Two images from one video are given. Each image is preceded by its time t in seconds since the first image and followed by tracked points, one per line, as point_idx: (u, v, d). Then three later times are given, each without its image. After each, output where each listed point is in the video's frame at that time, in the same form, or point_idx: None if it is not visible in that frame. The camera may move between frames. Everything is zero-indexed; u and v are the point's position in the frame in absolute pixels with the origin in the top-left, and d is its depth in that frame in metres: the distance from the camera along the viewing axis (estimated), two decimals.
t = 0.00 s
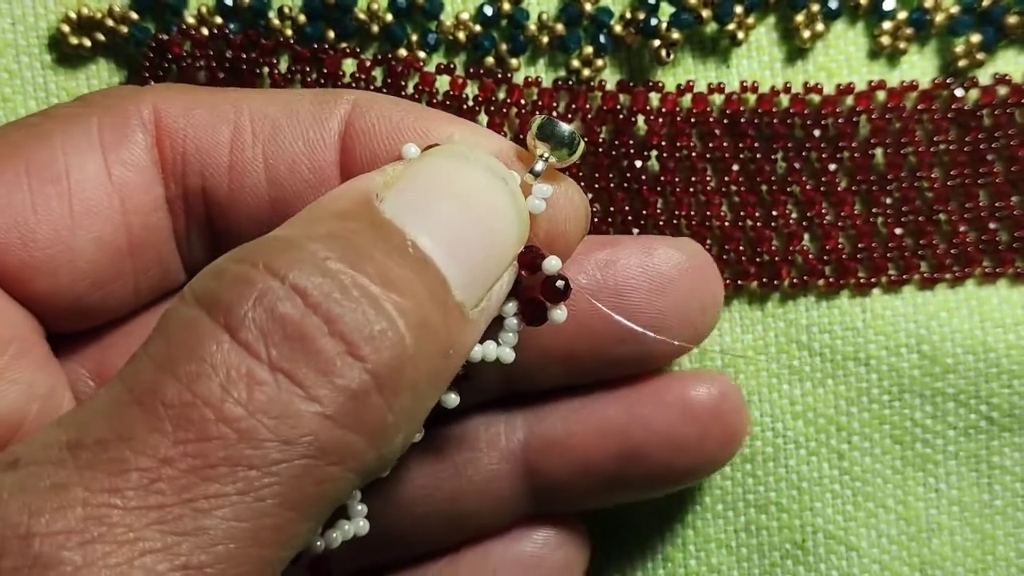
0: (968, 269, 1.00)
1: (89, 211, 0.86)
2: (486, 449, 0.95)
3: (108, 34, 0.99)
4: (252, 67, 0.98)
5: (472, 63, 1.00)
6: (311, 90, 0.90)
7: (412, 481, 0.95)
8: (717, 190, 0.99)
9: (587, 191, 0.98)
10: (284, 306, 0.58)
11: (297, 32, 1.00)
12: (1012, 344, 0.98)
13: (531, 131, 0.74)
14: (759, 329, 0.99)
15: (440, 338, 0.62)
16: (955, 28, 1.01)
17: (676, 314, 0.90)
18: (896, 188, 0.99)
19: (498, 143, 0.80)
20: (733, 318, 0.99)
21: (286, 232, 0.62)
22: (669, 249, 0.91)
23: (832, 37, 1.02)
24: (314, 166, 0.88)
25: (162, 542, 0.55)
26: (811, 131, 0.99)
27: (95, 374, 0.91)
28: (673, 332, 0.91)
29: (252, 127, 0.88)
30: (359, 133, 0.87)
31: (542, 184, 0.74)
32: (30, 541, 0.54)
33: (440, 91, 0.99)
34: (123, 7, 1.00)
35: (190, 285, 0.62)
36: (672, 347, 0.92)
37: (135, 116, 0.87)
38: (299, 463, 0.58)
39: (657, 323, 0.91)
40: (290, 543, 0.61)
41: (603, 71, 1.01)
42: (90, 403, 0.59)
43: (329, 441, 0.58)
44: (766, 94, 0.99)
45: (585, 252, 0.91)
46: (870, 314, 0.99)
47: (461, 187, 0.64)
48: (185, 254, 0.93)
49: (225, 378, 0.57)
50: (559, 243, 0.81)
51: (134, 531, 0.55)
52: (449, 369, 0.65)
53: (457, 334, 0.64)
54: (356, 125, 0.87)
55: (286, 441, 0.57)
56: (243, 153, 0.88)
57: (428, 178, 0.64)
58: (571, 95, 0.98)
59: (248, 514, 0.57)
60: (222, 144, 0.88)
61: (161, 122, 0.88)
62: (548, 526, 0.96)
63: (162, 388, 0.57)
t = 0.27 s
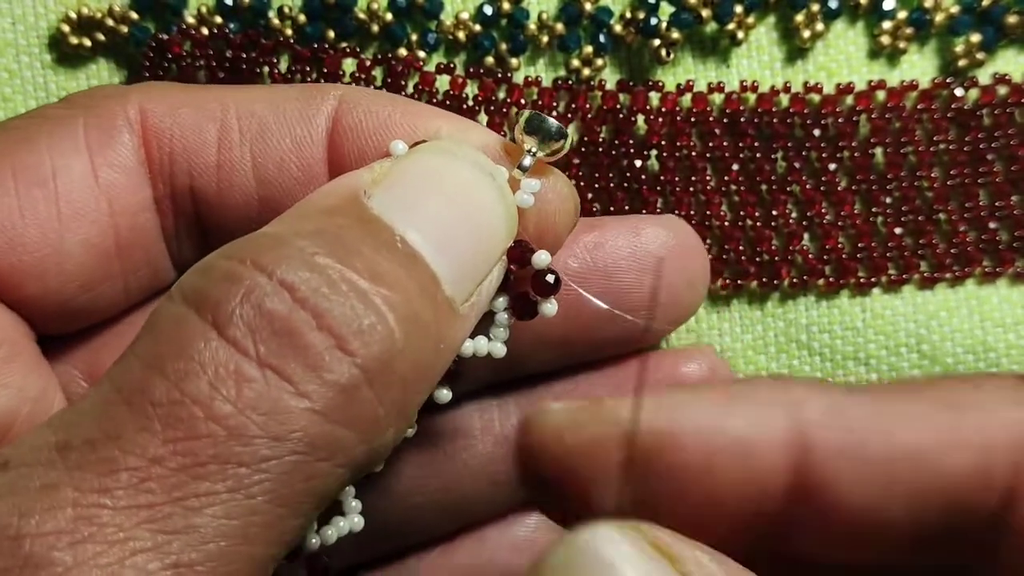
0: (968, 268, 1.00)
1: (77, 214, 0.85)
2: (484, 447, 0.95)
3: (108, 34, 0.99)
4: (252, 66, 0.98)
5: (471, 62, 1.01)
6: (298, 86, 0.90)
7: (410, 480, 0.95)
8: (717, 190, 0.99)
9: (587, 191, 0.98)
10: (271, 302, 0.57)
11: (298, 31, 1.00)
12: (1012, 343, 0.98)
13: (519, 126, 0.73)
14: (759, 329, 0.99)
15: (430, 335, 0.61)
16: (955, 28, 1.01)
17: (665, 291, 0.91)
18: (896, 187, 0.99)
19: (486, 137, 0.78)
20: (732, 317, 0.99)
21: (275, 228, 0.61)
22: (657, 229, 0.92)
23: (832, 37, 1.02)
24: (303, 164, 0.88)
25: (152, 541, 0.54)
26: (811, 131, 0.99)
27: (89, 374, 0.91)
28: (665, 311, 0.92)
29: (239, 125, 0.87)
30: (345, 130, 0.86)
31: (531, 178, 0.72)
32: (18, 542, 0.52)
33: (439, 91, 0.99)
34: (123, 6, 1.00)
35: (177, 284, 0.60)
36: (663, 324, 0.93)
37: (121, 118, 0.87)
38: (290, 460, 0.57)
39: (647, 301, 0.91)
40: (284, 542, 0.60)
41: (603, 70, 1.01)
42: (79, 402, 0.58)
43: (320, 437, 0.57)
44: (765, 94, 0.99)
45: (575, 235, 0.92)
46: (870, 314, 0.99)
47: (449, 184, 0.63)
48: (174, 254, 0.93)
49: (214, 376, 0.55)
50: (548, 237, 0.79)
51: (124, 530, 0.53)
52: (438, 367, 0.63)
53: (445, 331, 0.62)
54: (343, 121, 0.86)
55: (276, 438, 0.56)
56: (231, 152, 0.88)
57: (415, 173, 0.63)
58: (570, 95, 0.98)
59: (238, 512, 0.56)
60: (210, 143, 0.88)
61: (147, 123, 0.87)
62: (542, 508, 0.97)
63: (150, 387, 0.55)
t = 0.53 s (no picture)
0: (967, 269, 1.00)
1: (71, 217, 0.85)
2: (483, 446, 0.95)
3: (108, 34, 0.99)
4: (252, 66, 0.98)
5: (471, 63, 1.01)
6: (292, 85, 0.89)
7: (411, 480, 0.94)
8: (716, 190, 0.99)
9: (586, 191, 0.98)
10: (267, 302, 0.56)
11: (297, 31, 1.00)
12: (1012, 344, 0.98)
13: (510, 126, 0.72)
14: (758, 329, 0.99)
15: (428, 337, 0.60)
16: (955, 28, 1.01)
17: (659, 283, 0.91)
18: (896, 188, 0.99)
19: (480, 136, 0.78)
20: (732, 318, 1.00)
21: (272, 226, 0.60)
22: (648, 219, 0.91)
23: (832, 37, 1.02)
24: (297, 163, 0.87)
25: (149, 543, 0.54)
26: (811, 131, 0.99)
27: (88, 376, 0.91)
28: (661, 298, 0.92)
29: (232, 125, 0.87)
30: (338, 128, 0.85)
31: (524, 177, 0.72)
32: (17, 547, 0.53)
33: (439, 91, 0.99)
34: (123, 6, 1.00)
35: (173, 284, 0.59)
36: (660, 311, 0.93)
37: (115, 119, 0.86)
38: (287, 460, 0.56)
39: (642, 293, 0.91)
40: (283, 543, 0.59)
41: (603, 71, 1.01)
42: (76, 403, 0.58)
43: (316, 437, 0.56)
44: (765, 94, 0.99)
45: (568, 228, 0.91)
46: (869, 314, 0.99)
47: (444, 184, 0.61)
48: (169, 254, 0.92)
49: (209, 377, 0.55)
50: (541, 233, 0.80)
51: (122, 532, 0.53)
52: (435, 368, 0.62)
53: (443, 332, 0.61)
54: (335, 120, 0.85)
55: (272, 438, 0.56)
56: (225, 152, 0.87)
57: (411, 170, 0.61)
58: (570, 96, 0.98)
59: (240, 511, 0.56)
60: (204, 143, 0.87)
61: (141, 124, 0.87)
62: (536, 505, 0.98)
63: (145, 389, 0.55)
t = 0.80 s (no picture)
0: (967, 269, 1.00)
1: (61, 215, 0.84)
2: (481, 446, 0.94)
3: (107, 34, 0.99)
4: (252, 66, 0.98)
5: (471, 63, 1.01)
6: (281, 82, 0.89)
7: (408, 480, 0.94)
8: (716, 190, 0.99)
9: (585, 191, 0.98)
10: (257, 299, 0.55)
11: (297, 32, 1.00)
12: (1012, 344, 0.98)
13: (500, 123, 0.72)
14: (757, 330, 0.99)
15: (419, 332, 0.59)
16: (955, 28, 1.01)
17: (652, 275, 0.91)
18: (895, 188, 1.00)
19: (470, 134, 0.79)
20: (732, 318, 1.00)
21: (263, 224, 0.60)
22: (642, 213, 0.91)
23: (832, 37, 1.02)
24: (288, 161, 0.87)
25: (139, 543, 0.53)
26: (811, 130, 0.99)
27: (81, 375, 0.90)
28: (654, 294, 0.92)
29: (224, 124, 0.86)
30: (329, 126, 0.85)
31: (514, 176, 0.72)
32: (6, 548, 0.52)
33: (439, 92, 0.99)
34: (123, 6, 1.00)
35: (162, 283, 0.59)
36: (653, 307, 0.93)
37: (105, 119, 0.86)
38: (278, 458, 0.55)
39: (635, 287, 0.91)
40: (277, 542, 0.59)
41: (603, 70, 1.01)
42: (67, 403, 0.57)
43: (309, 435, 0.56)
44: (765, 94, 0.99)
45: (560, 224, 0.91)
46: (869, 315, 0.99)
47: (435, 181, 0.61)
48: (160, 253, 0.92)
49: (200, 375, 0.54)
50: (533, 232, 0.79)
51: (112, 533, 0.53)
52: (425, 366, 0.61)
53: (433, 329, 0.61)
54: (326, 118, 0.85)
55: (264, 436, 0.55)
56: (215, 150, 0.87)
57: (400, 169, 0.61)
58: (569, 96, 0.98)
59: (231, 511, 0.55)
60: (194, 142, 0.87)
61: (131, 125, 0.86)
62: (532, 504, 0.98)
63: (135, 387, 0.54)
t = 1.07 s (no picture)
0: (967, 269, 1.00)
1: (57, 218, 0.84)
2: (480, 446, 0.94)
3: (107, 34, 0.99)
4: (251, 66, 0.98)
5: (471, 63, 1.01)
6: (278, 83, 0.89)
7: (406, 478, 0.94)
8: (716, 190, 0.99)
9: (586, 191, 0.98)
10: (255, 305, 0.55)
11: (297, 33, 1.00)
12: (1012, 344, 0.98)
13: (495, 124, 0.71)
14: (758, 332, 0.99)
15: (417, 337, 0.59)
16: (954, 28, 1.01)
17: (650, 273, 0.91)
18: (895, 188, 1.00)
19: (467, 135, 0.79)
20: (732, 318, 1.00)
21: (261, 228, 0.60)
22: (637, 211, 0.91)
23: (831, 37, 1.02)
24: (285, 162, 0.87)
25: (138, 549, 0.53)
26: (810, 131, 0.99)
27: (80, 377, 0.90)
28: (650, 292, 0.92)
29: (221, 125, 0.86)
30: (326, 128, 0.85)
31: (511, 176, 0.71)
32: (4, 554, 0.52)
33: (439, 92, 0.99)
34: (122, 7, 1.00)
35: (160, 287, 0.59)
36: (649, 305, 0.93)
37: (101, 120, 0.86)
38: (276, 464, 0.55)
39: (633, 285, 0.91)
40: (275, 545, 0.59)
41: (603, 71, 1.01)
42: (66, 408, 0.57)
43: (307, 440, 0.56)
44: (765, 95, 0.99)
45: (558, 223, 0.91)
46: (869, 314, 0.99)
47: (433, 183, 0.61)
48: (157, 254, 0.92)
49: (198, 380, 0.54)
50: (530, 232, 0.79)
51: (111, 538, 0.52)
52: (425, 368, 0.61)
53: (432, 333, 0.61)
54: (323, 119, 0.85)
55: (262, 442, 0.55)
56: (212, 152, 0.87)
57: (398, 171, 0.61)
58: (569, 96, 0.98)
59: (228, 516, 0.55)
60: (191, 143, 0.87)
61: (128, 126, 0.86)
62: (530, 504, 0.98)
63: (134, 393, 0.54)
